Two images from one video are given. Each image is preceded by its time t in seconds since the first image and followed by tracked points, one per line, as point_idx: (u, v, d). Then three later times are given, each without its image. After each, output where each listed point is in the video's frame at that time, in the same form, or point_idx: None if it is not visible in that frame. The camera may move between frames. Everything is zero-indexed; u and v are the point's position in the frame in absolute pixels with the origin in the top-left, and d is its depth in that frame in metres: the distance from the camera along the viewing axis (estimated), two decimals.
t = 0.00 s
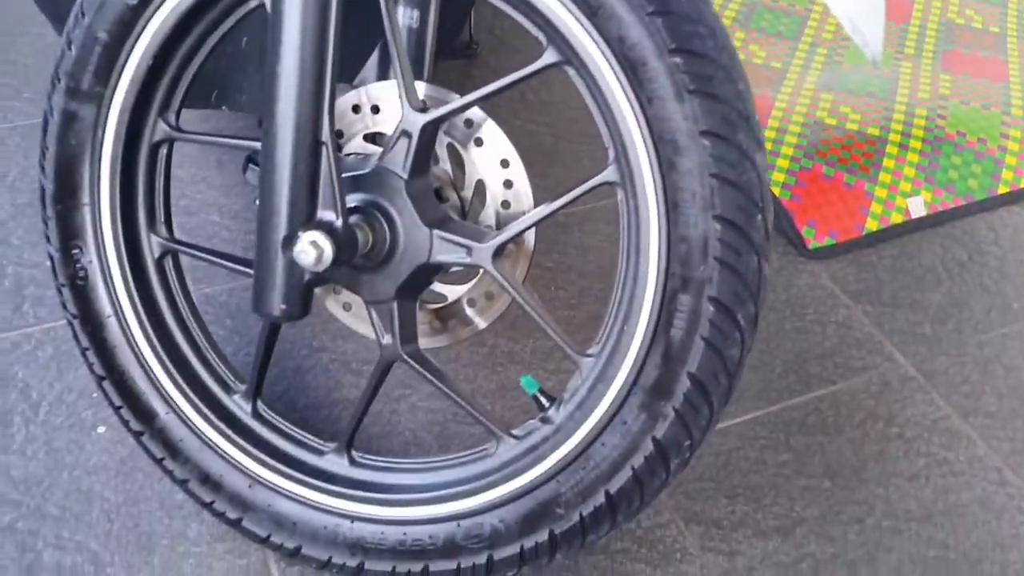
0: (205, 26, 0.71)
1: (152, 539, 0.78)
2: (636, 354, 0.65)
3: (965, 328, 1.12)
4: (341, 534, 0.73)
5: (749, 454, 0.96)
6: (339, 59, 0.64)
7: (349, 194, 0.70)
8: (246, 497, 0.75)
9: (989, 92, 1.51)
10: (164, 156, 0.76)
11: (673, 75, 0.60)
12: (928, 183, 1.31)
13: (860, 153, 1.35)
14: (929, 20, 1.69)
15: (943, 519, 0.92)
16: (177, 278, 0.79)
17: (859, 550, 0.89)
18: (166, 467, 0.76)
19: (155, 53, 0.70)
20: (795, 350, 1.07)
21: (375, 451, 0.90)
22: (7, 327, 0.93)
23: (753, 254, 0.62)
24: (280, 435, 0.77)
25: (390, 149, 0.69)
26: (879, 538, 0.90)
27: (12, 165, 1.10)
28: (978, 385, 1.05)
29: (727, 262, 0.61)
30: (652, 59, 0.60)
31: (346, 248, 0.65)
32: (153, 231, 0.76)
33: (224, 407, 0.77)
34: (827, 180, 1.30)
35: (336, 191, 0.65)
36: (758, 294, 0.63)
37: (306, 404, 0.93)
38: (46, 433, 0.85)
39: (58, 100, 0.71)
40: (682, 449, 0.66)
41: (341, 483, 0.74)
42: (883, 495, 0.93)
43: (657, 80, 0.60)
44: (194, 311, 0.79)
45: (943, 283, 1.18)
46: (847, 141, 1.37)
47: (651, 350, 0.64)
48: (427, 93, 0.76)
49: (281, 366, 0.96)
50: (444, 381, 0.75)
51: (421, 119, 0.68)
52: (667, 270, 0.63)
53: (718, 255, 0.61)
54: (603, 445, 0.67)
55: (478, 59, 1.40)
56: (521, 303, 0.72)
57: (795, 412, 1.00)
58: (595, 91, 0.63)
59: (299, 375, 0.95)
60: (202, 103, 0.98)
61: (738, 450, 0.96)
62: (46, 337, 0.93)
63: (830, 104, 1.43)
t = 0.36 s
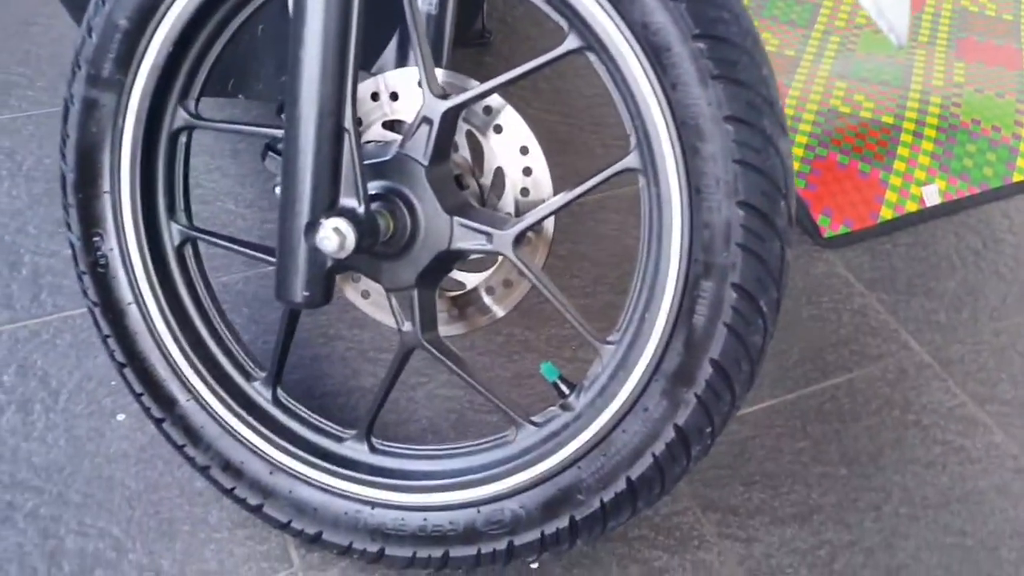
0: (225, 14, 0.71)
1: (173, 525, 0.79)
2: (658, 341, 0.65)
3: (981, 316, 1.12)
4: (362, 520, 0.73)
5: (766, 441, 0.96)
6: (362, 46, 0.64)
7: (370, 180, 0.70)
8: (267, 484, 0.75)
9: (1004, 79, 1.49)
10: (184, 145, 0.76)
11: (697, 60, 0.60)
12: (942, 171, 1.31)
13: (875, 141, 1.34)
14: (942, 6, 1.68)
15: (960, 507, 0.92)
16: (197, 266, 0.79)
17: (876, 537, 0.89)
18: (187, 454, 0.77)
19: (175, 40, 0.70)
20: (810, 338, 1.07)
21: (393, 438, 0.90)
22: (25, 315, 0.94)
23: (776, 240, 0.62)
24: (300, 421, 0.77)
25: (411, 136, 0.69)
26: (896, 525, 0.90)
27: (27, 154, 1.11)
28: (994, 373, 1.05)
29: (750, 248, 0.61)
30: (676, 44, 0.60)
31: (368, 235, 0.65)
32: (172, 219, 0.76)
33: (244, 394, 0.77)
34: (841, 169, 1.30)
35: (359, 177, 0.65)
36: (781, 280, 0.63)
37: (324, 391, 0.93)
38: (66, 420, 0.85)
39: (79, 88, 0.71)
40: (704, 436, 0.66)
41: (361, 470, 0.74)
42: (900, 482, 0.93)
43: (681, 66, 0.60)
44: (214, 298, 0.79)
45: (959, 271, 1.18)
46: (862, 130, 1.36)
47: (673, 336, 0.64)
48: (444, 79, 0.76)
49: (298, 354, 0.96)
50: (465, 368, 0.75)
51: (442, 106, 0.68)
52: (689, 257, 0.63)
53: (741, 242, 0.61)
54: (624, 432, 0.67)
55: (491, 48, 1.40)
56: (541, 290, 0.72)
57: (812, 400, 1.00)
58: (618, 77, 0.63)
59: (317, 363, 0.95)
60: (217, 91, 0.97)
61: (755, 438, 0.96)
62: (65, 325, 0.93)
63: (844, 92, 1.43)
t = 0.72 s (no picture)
0: (245, 10, 0.71)
1: (191, 520, 0.79)
2: (678, 338, 0.65)
3: (995, 314, 1.11)
4: (380, 516, 0.73)
5: (781, 440, 0.96)
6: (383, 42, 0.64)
7: (390, 177, 0.70)
8: (285, 479, 0.75)
9: (1018, 76, 1.49)
10: (203, 141, 0.76)
11: (720, 57, 0.59)
12: (956, 169, 1.30)
13: (889, 138, 1.34)
14: (955, 3, 1.67)
15: (976, 505, 0.92)
16: (215, 262, 0.79)
17: (891, 535, 0.89)
18: (205, 450, 0.77)
19: (195, 35, 0.70)
20: (825, 336, 1.07)
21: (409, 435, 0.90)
22: (42, 310, 0.94)
23: (798, 238, 0.62)
24: (318, 417, 0.77)
25: (431, 133, 0.69)
26: (912, 523, 0.90)
27: (42, 149, 1.11)
28: (1009, 371, 1.05)
29: (772, 247, 0.61)
30: (699, 41, 0.60)
31: (389, 232, 0.65)
32: (191, 215, 0.76)
33: (262, 389, 0.77)
34: (855, 166, 1.30)
35: (380, 174, 0.65)
36: (802, 278, 0.63)
37: (339, 388, 0.93)
38: (84, 416, 0.85)
39: (99, 84, 0.72)
40: (724, 433, 0.66)
41: (379, 466, 0.74)
42: (915, 480, 0.93)
43: (703, 63, 0.60)
44: (232, 294, 0.80)
45: (973, 269, 1.18)
46: (875, 127, 1.36)
47: (693, 334, 0.64)
48: (463, 76, 0.76)
49: (314, 351, 0.96)
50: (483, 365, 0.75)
51: (462, 103, 0.68)
52: (710, 255, 0.63)
53: (763, 239, 0.61)
54: (643, 429, 0.67)
55: (503, 44, 1.40)
56: (560, 287, 0.72)
57: (826, 398, 1.00)
58: (640, 75, 0.63)
59: (332, 360, 0.95)
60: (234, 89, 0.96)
61: (770, 436, 0.96)
62: (82, 321, 0.93)
63: (857, 89, 1.42)
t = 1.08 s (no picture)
0: (263, 13, 0.71)
1: (206, 522, 0.79)
2: (696, 343, 0.65)
3: (1009, 317, 1.11)
4: (396, 519, 0.73)
5: (794, 443, 0.96)
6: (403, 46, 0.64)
7: (407, 181, 0.70)
8: (301, 482, 0.75)
9: None
10: (220, 143, 0.76)
11: (741, 62, 0.59)
12: (969, 171, 1.30)
13: (902, 140, 1.34)
14: (968, 4, 1.66)
15: (991, 510, 0.91)
16: (231, 264, 0.79)
17: (906, 539, 0.88)
18: (221, 452, 0.77)
19: (214, 38, 0.70)
20: (838, 339, 1.07)
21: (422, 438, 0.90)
22: (57, 311, 0.94)
23: (818, 244, 0.61)
24: (333, 420, 0.77)
25: (448, 138, 0.69)
26: (926, 528, 0.90)
27: (56, 149, 1.11)
28: None
29: (792, 252, 0.61)
30: (720, 46, 0.59)
31: (407, 236, 0.65)
32: (208, 217, 0.77)
33: (278, 392, 0.77)
34: (868, 168, 1.29)
35: (398, 178, 0.65)
36: (821, 284, 0.63)
37: (353, 389, 0.93)
38: (99, 417, 0.86)
39: (117, 86, 0.72)
40: (741, 439, 0.66)
41: (395, 469, 0.74)
42: (929, 485, 0.93)
43: (723, 68, 0.60)
44: (248, 297, 0.80)
45: (987, 272, 1.17)
46: (888, 128, 1.35)
47: (711, 339, 0.64)
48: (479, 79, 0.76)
49: (327, 352, 0.96)
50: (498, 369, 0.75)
51: (480, 107, 0.68)
52: (729, 260, 0.63)
53: (783, 245, 0.61)
54: (660, 434, 0.67)
55: (514, 44, 1.40)
56: (577, 292, 0.72)
57: (840, 402, 1.00)
58: (660, 80, 0.63)
59: (346, 361, 0.95)
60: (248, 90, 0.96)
61: (784, 439, 0.96)
62: (97, 322, 0.93)
63: (870, 90, 1.42)
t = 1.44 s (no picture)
0: (271, 28, 0.71)
1: (213, 534, 0.79)
2: (704, 360, 0.65)
3: (1016, 329, 1.11)
4: (402, 533, 0.73)
5: (800, 456, 0.96)
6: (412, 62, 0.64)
7: (415, 196, 0.70)
8: (307, 495, 0.75)
9: None
10: (228, 156, 0.76)
11: (750, 81, 0.59)
12: (977, 180, 1.29)
13: (908, 148, 1.33)
14: (976, 10, 1.65)
15: (998, 524, 0.91)
16: (239, 276, 0.79)
17: (912, 554, 0.88)
18: (227, 464, 0.77)
19: (222, 52, 0.70)
20: (845, 351, 1.07)
21: (428, 450, 0.90)
22: (65, 320, 0.94)
23: (827, 263, 0.61)
24: (339, 433, 0.77)
25: (456, 153, 0.69)
26: (932, 542, 0.89)
27: (63, 157, 1.11)
28: None
29: (801, 271, 0.61)
30: (729, 65, 0.59)
31: (414, 253, 0.65)
32: (216, 230, 0.77)
33: (284, 405, 0.77)
34: (875, 176, 1.28)
35: (406, 195, 0.64)
36: (830, 303, 0.62)
37: (359, 400, 0.93)
38: (106, 427, 0.86)
39: (125, 100, 0.72)
40: (749, 457, 0.65)
41: (401, 483, 0.74)
42: (935, 498, 0.93)
43: (733, 87, 0.59)
44: (255, 309, 0.80)
45: (993, 282, 1.17)
46: (895, 136, 1.35)
47: (719, 357, 0.64)
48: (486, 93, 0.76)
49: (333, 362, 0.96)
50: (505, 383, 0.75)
51: (488, 123, 0.68)
52: (737, 278, 0.63)
53: (792, 264, 0.61)
54: (667, 451, 0.66)
55: (521, 50, 1.39)
56: (584, 307, 0.72)
57: (846, 414, 1.00)
58: (669, 97, 0.62)
59: (352, 372, 0.95)
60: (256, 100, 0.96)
61: (790, 452, 0.96)
62: (104, 331, 0.93)
63: (876, 97, 1.41)
